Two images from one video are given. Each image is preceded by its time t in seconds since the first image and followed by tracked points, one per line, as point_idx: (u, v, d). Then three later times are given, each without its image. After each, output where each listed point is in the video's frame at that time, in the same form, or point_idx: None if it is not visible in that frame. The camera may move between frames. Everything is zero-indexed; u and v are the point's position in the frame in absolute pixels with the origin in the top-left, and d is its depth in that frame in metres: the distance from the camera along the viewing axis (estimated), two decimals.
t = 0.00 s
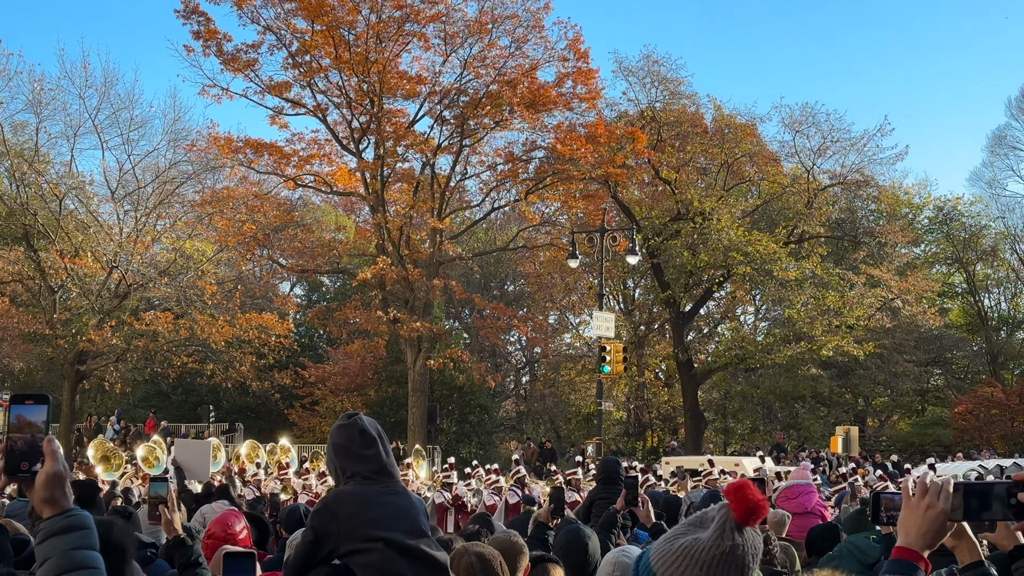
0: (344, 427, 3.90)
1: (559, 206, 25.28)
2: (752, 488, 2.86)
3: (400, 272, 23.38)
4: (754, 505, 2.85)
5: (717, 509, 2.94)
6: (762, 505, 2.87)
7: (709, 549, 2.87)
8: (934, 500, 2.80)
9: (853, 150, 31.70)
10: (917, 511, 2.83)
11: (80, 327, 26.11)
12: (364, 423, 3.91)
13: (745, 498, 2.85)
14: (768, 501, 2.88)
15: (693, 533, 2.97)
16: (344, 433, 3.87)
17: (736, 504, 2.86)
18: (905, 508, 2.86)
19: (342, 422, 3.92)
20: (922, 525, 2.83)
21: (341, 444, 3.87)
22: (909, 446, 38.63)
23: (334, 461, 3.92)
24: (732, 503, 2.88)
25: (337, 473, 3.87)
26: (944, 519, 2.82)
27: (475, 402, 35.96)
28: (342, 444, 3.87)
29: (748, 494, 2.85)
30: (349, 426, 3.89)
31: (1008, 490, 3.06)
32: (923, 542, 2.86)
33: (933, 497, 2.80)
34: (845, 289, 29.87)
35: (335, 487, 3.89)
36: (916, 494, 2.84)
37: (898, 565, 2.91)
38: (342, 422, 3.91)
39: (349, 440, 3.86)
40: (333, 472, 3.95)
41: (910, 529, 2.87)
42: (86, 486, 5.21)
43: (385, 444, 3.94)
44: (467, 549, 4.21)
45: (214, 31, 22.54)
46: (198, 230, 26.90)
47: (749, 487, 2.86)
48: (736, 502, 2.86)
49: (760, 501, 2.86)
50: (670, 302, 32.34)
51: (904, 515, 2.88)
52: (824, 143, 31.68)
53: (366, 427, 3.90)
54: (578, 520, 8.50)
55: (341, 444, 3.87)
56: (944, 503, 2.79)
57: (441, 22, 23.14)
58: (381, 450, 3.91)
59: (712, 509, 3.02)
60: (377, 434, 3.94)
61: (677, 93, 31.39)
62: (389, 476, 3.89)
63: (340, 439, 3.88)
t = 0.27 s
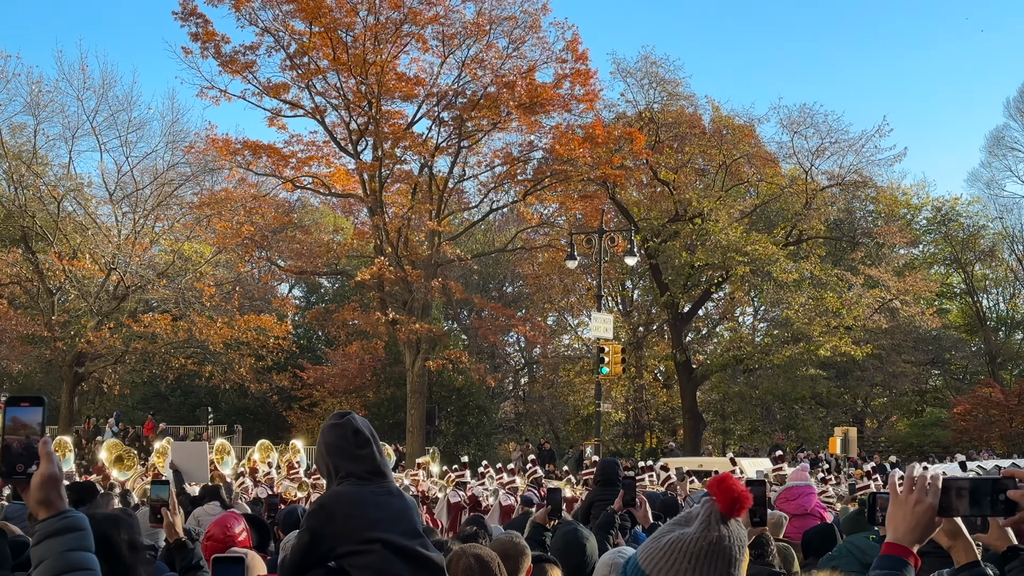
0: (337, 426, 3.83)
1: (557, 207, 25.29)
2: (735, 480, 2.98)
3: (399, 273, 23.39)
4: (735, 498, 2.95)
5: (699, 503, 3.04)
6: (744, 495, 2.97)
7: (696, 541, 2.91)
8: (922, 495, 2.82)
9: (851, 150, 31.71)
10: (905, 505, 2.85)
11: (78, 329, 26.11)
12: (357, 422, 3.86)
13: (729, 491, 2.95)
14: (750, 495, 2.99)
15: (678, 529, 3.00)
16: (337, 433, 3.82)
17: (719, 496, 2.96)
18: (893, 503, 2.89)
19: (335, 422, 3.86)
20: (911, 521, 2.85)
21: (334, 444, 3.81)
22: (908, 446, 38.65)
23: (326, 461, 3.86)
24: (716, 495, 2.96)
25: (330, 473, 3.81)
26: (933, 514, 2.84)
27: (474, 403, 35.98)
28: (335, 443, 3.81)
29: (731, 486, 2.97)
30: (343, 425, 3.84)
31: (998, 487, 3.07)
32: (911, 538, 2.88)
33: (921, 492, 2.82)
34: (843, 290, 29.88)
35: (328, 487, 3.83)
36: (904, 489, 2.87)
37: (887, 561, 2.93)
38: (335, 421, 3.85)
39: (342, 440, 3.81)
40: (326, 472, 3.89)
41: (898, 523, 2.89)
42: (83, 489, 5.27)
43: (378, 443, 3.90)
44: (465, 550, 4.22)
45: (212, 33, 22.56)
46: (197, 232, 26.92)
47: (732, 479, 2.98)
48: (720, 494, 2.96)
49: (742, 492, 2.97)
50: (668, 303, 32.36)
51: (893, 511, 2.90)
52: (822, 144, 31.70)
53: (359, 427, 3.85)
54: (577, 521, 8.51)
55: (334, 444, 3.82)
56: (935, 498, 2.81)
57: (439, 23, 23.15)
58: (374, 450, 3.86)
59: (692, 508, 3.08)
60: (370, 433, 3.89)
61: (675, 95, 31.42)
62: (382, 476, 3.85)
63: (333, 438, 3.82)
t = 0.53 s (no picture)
0: (328, 426, 3.81)
1: (556, 207, 25.33)
2: (738, 489, 2.85)
3: (397, 274, 23.41)
4: (736, 504, 2.84)
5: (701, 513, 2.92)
6: (748, 506, 2.84)
7: (693, 549, 2.82)
8: (912, 490, 2.84)
9: (850, 150, 31.73)
10: (896, 502, 2.86)
11: (77, 330, 26.07)
12: (348, 422, 3.83)
13: (731, 498, 2.84)
14: (754, 503, 2.86)
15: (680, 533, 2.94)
16: (328, 432, 3.79)
17: (722, 506, 2.84)
18: (883, 500, 2.90)
19: (325, 421, 3.83)
20: (902, 517, 2.87)
21: (324, 444, 3.79)
22: (906, 446, 38.68)
23: (317, 460, 3.83)
24: (719, 504, 2.85)
25: (320, 473, 3.79)
26: (923, 510, 2.86)
27: (473, 404, 36.00)
28: (326, 443, 3.78)
29: (734, 495, 2.84)
30: (333, 426, 3.81)
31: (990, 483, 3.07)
32: (900, 535, 2.93)
33: (911, 488, 2.84)
34: (842, 289, 29.91)
35: (319, 487, 3.81)
36: (894, 486, 2.89)
37: (880, 559, 2.97)
38: (325, 421, 3.83)
39: (332, 440, 3.78)
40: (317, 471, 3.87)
41: (889, 519, 2.91)
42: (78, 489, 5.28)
43: (368, 443, 3.88)
44: (464, 548, 4.23)
45: (210, 33, 22.57)
46: (195, 232, 26.92)
47: (736, 488, 2.85)
48: (722, 502, 2.84)
49: (746, 502, 2.84)
50: (667, 303, 32.37)
51: (882, 507, 2.91)
52: (820, 144, 31.73)
53: (350, 426, 3.82)
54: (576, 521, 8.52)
55: (325, 444, 3.79)
56: (925, 495, 2.83)
57: (437, 24, 23.17)
58: (365, 449, 3.84)
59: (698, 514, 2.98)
60: (360, 432, 3.86)
61: (673, 95, 31.43)
62: (373, 476, 3.83)
63: (324, 438, 3.79)
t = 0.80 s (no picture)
0: (319, 426, 3.81)
1: (554, 206, 25.32)
2: (748, 489, 2.76)
3: (396, 273, 23.40)
4: (746, 503, 2.75)
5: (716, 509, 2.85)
6: (758, 506, 2.77)
7: (698, 547, 2.80)
8: (901, 488, 2.85)
9: (848, 148, 31.73)
10: (887, 500, 2.87)
11: (75, 329, 26.05)
12: (338, 422, 3.84)
13: (741, 499, 2.75)
14: (765, 503, 2.78)
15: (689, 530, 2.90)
16: (319, 431, 3.79)
17: (730, 505, 2.76)
18: (873, 499, 2.91)
19: (316, 422, 3.83)
20: (892, 515, 2.87)
21: (315, 444, 3.79)
22: (905, 444, 38.70)
23: (308, 461, 3.83)
24: (727, 503, 2.77)
25: (312, 473, 3.79)
26: (913, 507, 2.86)
27: (471, 403, 36.03)
28: (317, 443, 3.78)
29: (743, 494, 2.75)
30: (324, 425, 3.81)
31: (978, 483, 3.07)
32: (890, 532, 2.92)
33: (902, 485, 2.84)
34: (840, 287, 29.92)
35: (310, 487, 3.80)
36: (884, 485, 2.89)
37: (869, 558, 2.96)
38: (316, 421, 3.83)
39: (323, 440, 3.78)
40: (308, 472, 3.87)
41: (878, 517, 2.92)
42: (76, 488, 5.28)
43: (359, 443, 3.88)
44: (462, 544, 4.25)
45: (208, 33, 22.56)
46: (193, 232, 26.92)
47: (746, 487, 2.75)
48: (731, 501, 2.75)
49: (755, 502, 2.76)
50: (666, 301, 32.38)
51: (873, 505, 2.91)
52: (818, 142, 31.73)
53: (341, 426, 3.83)
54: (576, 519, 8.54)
55: (316, 444, 3.79)
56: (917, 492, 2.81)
57: (435, 22, 23.14)
58: (356, 449, 3.84)
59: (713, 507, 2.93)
60: (351, 433, 3.87)
61: (671, 93, 31.40)
62: (364, 476, 3.83)
63: (316, 437, 3.79)
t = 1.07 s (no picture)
0: (310, 425, 3.82)
1: (552, 203, 25.36)
2: (744, 484, 2.76)
3: (394, 270, 23.40)
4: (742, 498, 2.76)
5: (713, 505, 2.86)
6: (755, 502, 2.78)
7: (695, 543, 2.81)
8: (890, 485, 2.88)
9: (846, 146, 31.76)
10: (874, 496, 2.89)
11: (74, 327, 26.03)
12: (329, 421, 3.85)
13: (738, 494, 2.75)
14: (762, 496, 2.79)
15: (687, 527, 2.90)
16: (311, 431, 3.80)
17: (727, 501, 2.77)
18: (861, 495, 2.93)
19: (307, 421, 3.85)
20: (880, 511, 2.90)
21: (307, 444, 3.81)
22: (903, 441, 38.74)
23: (299, 461, 3.85)
24: (724, 499, 2.78)
25: (304, 473, 3.80)
26: (902, 504, 2.89)
27: (470, 400, 36.07)
28: (309, 442, 3.79)
29: (740, 490, 2.75)
30: (315, 425, 3.82)
31: (963, 476, 3.12)
32: (879, 530, 2.93)
33: (889, 484, 2.87)
34: (838, 284, 29.98)
35: (303, 486, 3.81)
36: (873, 482, 2.92)
37: (859, 556, 2.96)
38: (307, 421, 3.84)
39: (315, 439, 3.80)
40: (300, 473, 3.88)
41: (866, 514, 2.93)
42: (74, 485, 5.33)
43: (351, 442, 3.89)
44: (460, 544, 4.26)
45: (206, 30, 22.55)
46: (191, 230, 26.90)
47: (742, 482, 2.76)
48: (728, 498, 2.76)
49: (753, 497, 2.77)
50: (664, 298, 32.40)
51: (861, 502, 2.93)
52: (816, 139, 31.75)
53: (332, 425, 3.83)
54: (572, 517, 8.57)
55: (308, 444, 3.80)
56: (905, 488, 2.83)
57: (433, 20, 23.13)
58: (348, 449, 3.85)
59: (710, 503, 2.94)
60: (342, 432, 3.87)
61: (669, 90, 31.41)
62: (357, 474, 3.83)
63: (308, 437, 3.81)
